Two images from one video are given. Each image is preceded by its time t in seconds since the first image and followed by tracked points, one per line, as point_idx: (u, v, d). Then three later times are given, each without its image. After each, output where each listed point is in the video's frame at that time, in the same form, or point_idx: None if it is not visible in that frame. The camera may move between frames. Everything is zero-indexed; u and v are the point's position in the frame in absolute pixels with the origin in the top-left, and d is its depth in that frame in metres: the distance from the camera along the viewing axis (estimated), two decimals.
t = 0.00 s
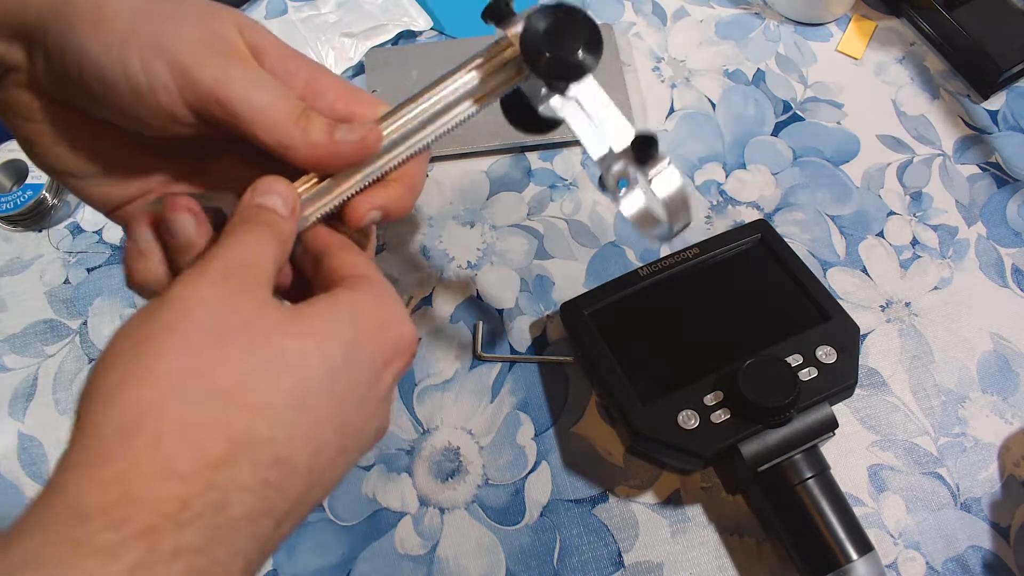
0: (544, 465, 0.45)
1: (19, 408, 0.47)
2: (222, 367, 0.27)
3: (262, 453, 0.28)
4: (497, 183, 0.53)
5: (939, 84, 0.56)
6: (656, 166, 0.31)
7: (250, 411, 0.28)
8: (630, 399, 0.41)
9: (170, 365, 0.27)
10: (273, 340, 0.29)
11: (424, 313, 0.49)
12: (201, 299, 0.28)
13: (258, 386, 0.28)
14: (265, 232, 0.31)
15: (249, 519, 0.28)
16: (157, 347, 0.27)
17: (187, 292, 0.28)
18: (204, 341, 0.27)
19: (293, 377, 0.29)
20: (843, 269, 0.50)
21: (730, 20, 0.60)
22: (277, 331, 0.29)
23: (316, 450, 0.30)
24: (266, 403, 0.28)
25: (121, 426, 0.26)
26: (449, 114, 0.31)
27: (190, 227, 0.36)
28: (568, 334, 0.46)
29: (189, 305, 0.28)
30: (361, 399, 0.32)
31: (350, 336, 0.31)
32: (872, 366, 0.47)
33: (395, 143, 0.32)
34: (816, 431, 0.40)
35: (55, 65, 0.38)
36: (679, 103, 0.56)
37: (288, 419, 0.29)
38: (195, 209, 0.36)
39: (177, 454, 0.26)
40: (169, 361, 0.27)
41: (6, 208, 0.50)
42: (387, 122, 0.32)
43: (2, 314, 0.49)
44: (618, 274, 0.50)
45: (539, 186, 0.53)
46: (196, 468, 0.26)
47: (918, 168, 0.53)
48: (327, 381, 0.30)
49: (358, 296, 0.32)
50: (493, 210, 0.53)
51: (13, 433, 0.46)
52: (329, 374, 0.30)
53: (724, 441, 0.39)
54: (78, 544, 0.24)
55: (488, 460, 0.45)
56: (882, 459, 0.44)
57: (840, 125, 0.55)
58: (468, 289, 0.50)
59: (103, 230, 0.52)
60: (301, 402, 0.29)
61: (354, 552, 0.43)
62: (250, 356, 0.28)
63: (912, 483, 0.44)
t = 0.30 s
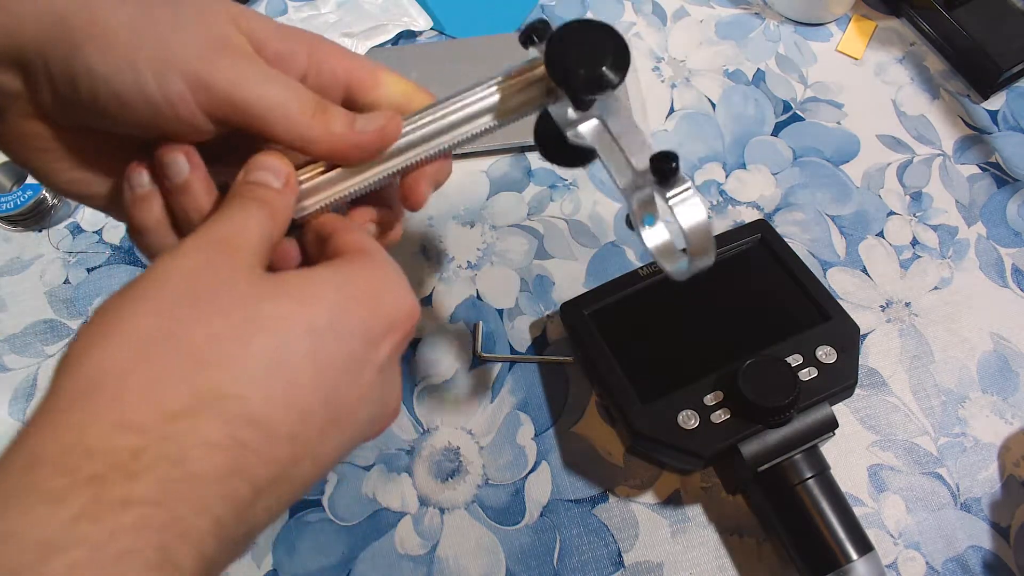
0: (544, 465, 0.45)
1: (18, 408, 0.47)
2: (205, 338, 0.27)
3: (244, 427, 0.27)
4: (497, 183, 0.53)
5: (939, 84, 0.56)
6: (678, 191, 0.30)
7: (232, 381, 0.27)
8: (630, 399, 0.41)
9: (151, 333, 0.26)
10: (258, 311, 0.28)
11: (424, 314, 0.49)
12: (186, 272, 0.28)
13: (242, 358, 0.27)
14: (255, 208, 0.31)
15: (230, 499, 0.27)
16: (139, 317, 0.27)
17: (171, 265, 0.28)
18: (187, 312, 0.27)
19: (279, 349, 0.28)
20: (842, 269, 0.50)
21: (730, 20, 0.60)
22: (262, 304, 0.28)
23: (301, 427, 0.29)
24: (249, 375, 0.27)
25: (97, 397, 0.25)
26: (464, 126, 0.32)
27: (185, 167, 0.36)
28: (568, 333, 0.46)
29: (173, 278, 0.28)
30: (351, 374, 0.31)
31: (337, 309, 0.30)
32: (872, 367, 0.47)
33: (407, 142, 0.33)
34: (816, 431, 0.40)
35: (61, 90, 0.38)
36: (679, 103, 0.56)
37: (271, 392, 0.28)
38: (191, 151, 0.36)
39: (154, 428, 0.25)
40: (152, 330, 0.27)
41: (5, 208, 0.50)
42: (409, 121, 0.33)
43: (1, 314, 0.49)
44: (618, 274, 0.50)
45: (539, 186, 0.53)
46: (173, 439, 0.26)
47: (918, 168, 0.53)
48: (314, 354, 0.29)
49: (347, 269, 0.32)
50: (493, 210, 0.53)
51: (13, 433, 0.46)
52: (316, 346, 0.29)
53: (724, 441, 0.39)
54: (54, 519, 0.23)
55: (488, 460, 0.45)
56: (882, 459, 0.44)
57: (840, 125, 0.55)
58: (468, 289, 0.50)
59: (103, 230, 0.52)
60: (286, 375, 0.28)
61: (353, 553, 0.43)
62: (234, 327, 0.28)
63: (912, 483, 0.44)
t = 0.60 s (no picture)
0: (544, 465, 0.45)
1: (19, 408, 0.47)
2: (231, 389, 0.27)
3: (254, 476, 0.28)
4: (497, 182, 0.53)
5: (939, 84, 0.56)
6: (670, 176, 0.28)
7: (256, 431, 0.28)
8: (630, 400, 0.41)
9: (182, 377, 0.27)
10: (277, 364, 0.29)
11: (424, 314, 0.49)
12: (213, 311, 0.28)
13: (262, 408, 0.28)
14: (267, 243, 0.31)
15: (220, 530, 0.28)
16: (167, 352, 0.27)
17: (200, 308, 0.28)
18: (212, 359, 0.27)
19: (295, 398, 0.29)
20: (842, 269, 0.50)
21: (730, 20, 0.60)
22: (283, 356, 0.29)
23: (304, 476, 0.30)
24: (264, 425, 0.28)
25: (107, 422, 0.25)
26: (462, 121, 0.32)
27: (189, 159, 0.37)
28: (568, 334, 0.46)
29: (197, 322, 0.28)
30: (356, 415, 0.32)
31: (351, 363, 0.31)
32: (872, 366, 0.47)
33: (401, 138, 0.32)
34: (816, 431, 0.40)
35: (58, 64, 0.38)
36: (679, 103, 0.57)
37: (281, 444, 0.29)
38: (196, 143, 0.37)
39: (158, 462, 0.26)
40: (178, 371, 0.27)
41: (6, 208, 0.50)
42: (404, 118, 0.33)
43: (1, 314, 0.49)
44: (618, 274, 0.50)
45: (539, 186, 0.53)
46: (189, 485, 0.26)
47: (918, 168, 0.53)
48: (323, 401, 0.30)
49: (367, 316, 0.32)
50: (493, 210, 0.53)
51: (13, 433, 0.46)
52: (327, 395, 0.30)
53: (724, 441, 0.39)
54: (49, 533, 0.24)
55: (488, 460, 0.45)
56: (882, 459, 0.44)
57: (840, 125, 0.55)
58: (468, 289, 0.50)
59: (103, 230, 0.52)
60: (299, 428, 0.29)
61: (353, 553, 0.43)
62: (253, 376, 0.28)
63: (912, 483, 0.44)
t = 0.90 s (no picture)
0: (544, 465, 0.45)
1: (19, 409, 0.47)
2: (128, 391, 0.27)
3: (122, 488, 0.27)
4: (497, 182, 0.53)
5: (939, 84, 0.56)
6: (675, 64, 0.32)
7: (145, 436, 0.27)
8: (630, 400, 0.41)
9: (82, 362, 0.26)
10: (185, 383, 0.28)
11: (424, 314, 0.49)
12: (119, 306, 0.28)
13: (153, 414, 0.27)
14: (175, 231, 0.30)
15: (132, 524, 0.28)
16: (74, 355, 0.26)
17: (100, 293, 0.28)
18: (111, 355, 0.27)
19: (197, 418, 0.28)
20: (843, 269, 0.50)
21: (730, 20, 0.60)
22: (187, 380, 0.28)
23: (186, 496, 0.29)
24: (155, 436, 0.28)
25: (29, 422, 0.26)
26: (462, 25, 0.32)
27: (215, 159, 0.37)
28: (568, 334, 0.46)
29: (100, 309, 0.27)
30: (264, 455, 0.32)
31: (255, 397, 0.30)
32: (872, 366, 0.47)
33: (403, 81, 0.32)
34: (816, 431, 0.40)
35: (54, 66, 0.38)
36: (679, 103, 0.57)
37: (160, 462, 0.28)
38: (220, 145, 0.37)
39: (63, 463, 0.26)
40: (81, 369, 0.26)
41: (6, 208, 0.50)
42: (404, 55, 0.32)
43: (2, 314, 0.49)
44: (618, 274, 0.50)
45: (539, 186, 0.53)
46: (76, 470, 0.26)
47: (918, 168, 0.53)
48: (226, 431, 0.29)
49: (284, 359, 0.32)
50: (493, 210, 0.53)
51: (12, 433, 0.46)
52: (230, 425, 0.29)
53: (724, 441, 0.39)
54: None
55: (488, 460, 0.45)
56: (882, 459, 0.44)
57: (840, 125, 0.55)
58: (468, 289, 0.50)
59: (103, 230, 0.52)
60: (188, 448, 0.28)
61: (353, 553, 0.43)
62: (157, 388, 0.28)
63: (912, 483, 0.44)
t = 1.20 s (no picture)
0: (544, 465, 0.45)
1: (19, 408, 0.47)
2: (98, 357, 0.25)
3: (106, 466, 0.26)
4: (497, 182, 0.54)
5: (939, 84, 0.56)
6: None
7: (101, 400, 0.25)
8: (630, 400, 0.41)
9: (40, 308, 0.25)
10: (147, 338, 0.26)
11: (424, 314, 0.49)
12: (90, 259, 0.26)
13: (112, 372, 0.25)
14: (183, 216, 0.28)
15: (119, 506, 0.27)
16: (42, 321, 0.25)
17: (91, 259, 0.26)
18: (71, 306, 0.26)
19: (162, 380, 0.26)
20: (843, 269, 0.50)
21: (730, 20, 0.60)
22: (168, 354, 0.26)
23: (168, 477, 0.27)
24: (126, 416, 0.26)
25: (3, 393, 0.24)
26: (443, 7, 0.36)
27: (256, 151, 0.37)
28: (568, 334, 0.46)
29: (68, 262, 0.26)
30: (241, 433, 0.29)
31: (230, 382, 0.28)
32: (872, 367, 0.47)
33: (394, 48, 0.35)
34: (816, 431, 0.40)
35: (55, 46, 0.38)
36: (679, 103, 0.57)
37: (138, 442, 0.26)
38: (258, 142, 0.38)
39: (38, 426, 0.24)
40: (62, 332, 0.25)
41: (6, 207, 0.50)
42: (392, 29, 0.35)
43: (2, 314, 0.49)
44: (618, 274, 0.50)
45: (539, 186, 0.53)
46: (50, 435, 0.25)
47: (918, 168, 0.53)
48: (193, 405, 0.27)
49: (266, 320, 0.29)
50: (493, 210, 0.53)
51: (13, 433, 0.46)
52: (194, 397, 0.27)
53: (724, 441, 0.39)
54: None
55: (488, 460, 0.45)
56: (882, 459, 0.44)
57: (840, 125, 0.55)
58: (468, 289, 0.50)
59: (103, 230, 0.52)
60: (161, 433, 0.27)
61: (353, 553, 0.43)
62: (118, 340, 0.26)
63: (912, 483, 0.44)
